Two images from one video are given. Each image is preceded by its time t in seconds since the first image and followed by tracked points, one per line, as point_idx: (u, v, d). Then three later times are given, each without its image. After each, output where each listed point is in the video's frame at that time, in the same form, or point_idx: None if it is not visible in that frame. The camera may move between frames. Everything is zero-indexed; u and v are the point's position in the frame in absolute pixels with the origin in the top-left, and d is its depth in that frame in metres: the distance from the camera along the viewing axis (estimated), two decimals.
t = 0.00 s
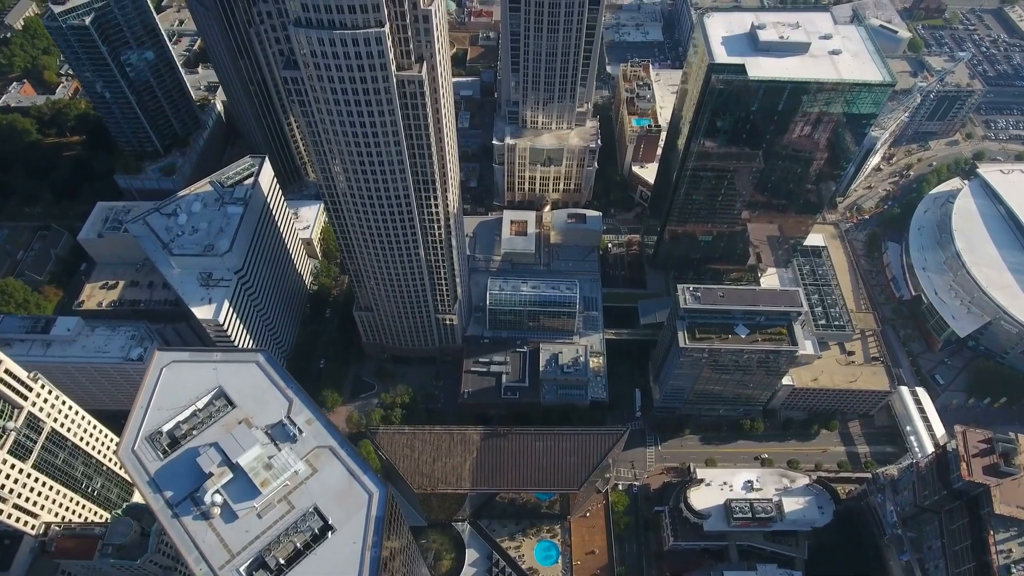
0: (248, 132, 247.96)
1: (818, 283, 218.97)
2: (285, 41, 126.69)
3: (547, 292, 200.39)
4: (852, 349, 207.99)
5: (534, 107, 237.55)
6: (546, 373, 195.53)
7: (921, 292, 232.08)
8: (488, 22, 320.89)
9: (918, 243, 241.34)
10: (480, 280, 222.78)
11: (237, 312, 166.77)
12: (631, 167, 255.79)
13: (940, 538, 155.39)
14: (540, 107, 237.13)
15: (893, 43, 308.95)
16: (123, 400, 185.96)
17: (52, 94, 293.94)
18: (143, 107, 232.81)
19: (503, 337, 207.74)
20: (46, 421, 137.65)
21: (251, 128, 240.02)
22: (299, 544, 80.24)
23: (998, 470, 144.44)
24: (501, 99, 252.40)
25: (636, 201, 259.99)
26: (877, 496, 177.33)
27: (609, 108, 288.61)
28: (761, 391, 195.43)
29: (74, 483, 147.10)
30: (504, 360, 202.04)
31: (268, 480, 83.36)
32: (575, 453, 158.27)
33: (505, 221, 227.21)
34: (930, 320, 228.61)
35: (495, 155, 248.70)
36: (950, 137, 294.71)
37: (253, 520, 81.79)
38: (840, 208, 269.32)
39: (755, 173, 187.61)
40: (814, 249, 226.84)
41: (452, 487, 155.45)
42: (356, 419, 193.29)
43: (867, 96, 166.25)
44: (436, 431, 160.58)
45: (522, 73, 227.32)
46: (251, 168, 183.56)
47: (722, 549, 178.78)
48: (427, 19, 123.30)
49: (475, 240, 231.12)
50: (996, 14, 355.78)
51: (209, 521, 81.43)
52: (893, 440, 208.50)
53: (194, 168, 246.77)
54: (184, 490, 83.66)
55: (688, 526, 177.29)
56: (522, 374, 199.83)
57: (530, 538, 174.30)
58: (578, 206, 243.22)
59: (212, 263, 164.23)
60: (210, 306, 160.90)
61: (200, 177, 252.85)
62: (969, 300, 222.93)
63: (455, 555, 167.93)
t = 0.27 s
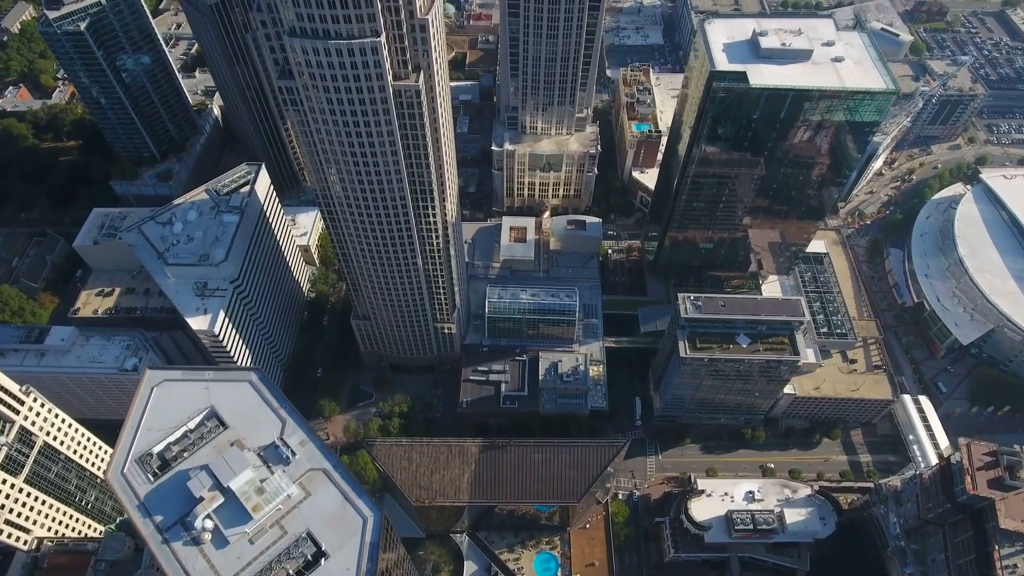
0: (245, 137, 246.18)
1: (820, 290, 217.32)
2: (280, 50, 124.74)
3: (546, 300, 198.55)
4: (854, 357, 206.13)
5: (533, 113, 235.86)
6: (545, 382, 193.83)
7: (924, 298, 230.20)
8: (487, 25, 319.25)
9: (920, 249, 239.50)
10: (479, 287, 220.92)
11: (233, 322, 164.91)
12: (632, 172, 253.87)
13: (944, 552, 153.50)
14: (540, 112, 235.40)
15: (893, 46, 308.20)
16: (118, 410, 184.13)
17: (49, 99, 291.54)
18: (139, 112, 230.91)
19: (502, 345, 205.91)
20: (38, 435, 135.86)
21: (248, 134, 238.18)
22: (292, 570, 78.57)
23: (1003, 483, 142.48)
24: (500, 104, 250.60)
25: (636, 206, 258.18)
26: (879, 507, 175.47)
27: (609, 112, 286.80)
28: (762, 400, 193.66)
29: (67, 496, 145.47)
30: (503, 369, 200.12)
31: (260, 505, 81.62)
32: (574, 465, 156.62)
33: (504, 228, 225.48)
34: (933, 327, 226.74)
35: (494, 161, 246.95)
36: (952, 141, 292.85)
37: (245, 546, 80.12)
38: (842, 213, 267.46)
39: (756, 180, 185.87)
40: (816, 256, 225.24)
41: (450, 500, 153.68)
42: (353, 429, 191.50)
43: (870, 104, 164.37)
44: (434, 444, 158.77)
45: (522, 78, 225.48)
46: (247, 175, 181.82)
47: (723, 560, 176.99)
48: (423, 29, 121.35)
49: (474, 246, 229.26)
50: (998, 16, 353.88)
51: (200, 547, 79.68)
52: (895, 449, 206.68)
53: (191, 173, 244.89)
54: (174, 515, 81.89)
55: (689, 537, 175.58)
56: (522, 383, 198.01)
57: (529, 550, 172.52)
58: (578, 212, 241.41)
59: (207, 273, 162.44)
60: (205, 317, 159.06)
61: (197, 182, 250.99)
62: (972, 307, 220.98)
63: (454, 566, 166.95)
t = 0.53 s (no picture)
0: (242, 142, 244.49)
1: (821, 297, 215.76)
2: (274, 59, 122.72)
3: (545, 308, 196.83)
4: (855, 365, 204.50)
5: (532, 118, 234.40)
6: (544, 391, 192.16)
7: (926, 305, 228.48)
8: (486, 29, 317.74)
9: (922, 255, 237.69)
10: (478, 294, 219.21)
11: (228, 332, 163.26)
12: (631, 177, 252.02)
13: (947, 565, 151.73)
14: (539, 118, 233.87)
15: (895, 49, 307.07)
16: (113, 419, 182.90)
17: (45, 103, 289.29)
18: (135, 117, 229.13)
19: (501, 353, 204.20)
20: (30, 448, 134.21)
21: (245, 139, 236.41)
22: None
23: (1008, 496, 140.65)
24: (499, 109, 248.83)
25: (636, 211, 256.45)
26: (882, 518, 173.77)
27: (609, 116, 285.01)
28: (763, 409, 192.03)
29: (61, 509, 143.83)
30: (501, 377, 198.30)
31: (252, 529, 80.20)
32: (573, 477, 155.18)
33: (503, 234, 223.96)
34: (935, 334, 225.06)
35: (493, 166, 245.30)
36: (954, 146, 291.14)
37: (236, 572, 78.72)
38: (843, 219, 265.76)
39: (757, 188, 184.34)
40: (818, 262, 223.51)
41: (447, 512, 152.03)
42: (351, 438, 189.79)
43: (873, 112, 162.55)
44: (432, 455, 157.19)
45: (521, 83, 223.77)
46: (243, 182, 180.15)
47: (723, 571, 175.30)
48: (420, 37, 119.21)
49: (473, 253, 227.58)
50: (1000, 19, 351.94)
51: (190, 572, 78.17)
52: (897, 458, 205.08)
53: (188, 179, 243.03)
54: (164, 538, 80.38)
55: (690, 548, 174.11)
56: (521, 392, 196.25)
57: (527, 561, 171.16)
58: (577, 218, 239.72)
59: (202, 282, 160.73)
60: (200, 327, 157.37)
61: (194, 187, 249.37)
62: (975, 314, 219.13)
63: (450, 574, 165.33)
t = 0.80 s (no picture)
0: (240, 148, 242.78)
1: (823, 304, 213.58)
2: (268, 69, 120.88)
3: (544, 317, 194.96)
4: (857, 374, 202.65)
5: (532, 124, 232.76)
6: (543, 401, 190.24)
7: (928, 312, 226.61)
8: (485, 32, 316.19)
9: (924, 262, 235.91)
10: (476, 301, 217.49)
11: (223, 343, 161.52)
12: (631, 183, 250.19)
13: None
14: (538, 124, 232.30)
15: (897, 53, 306.47)
16: (108, 429, 181.44)
17: (41, 108, 287.30)
18: (131, 123, 227.45)
19: (499, 361, 202.28)
20: (21, 462, 132.68)
21: (242, 145, 234.75)
22: None
23: (1013, 510, 138.93)
24: (498, 115, 247.11)
25: (635, 217, 254.64)
26: (884, 530, 171.90)
27: (609, 121, 283.29)
28: (764, 419, 190.32)
29: (53, 523, 142.08)
30: (500, 386, 196.45)
31: (242, 556, 78.71)
32: (572, 490, 153.38)
33: (502, 241, 222.15)
34: (937, 342, 223.21)
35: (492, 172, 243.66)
36: (956, 151, 289.39)
37: None
38: (844, 225, 264.02)
39: (758, 196, 182.69)
40: (820, 269, 221.65)
41: (445, 524, 150.28)
42: (348, 449, 187.89)
43: (876, 120, 160.81)
44: (429, 467, 155.68)
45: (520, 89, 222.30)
46: (239, 191, 178.39)
47: None
48: (417, 47, 117.18)
49: (472, 259, 225.84)
50: (1001, 23, 350.42)
51: None
52: (899, 467, 203.27)
53: (184, 185, 241.20)
54: (153, 565, 78.93)
55: (690, 560, 172.43)
56: (519, 402, 194.40)
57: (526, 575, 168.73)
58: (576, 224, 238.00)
59: (197, 292, 159.00)
60: (195, 338, 155.59)
61: (190, 193, 247.41)
62: (978, 322, 217.19)
63: None
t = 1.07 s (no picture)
0: (237, 153, 241.10)
1: (824, 311, 211.46)
2: (262, 79, 119.11)
3: (543, 324, 193.13)
4: (859, 382, 201.00)
5: (531, 130, 231.26)
6: (542, 409, 188.57)
7: (930, 319, 224.88)
8: (484, 35, 314.60)
9: (926, 268, 234.13)
10: (475, 308, 215.84)
11: (219, 353, 159.89)
12: (631, 188, 248.37)
13: None
14: (537, 129, 230.76)
15: (898, 56, 304.82)
16: (104, 439, 180.05)
17: (37, 112, 285.31)
18: (127, 129, 225.85)
19: (498, 369, 200.58)
20: (12, 476, 131.87)
21: (239, 150, 233.06)
22: None
23: (1017, 524, 137.30)
24: (497, 120, 245.45)
25: (635, 223, 252.95)
26: (886, 541, 170.24)
27: (609, 125, 281.54)
28: (766, 428, 188.65)
29: (48, 537, 140.59)
30: (498, 395, 194.73)
31: None
32: (571, 502, 151.83)
33: (501, 247, 220.42)
34: (939, 349, 221.56)
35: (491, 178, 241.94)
36: (958, 155, 287.66)
37: None
38: (845, 230, 262.29)
39: (759, 204, 181.09)
40: (821, 275, 219.89)
41: (442, 537, 148.45)
42: (345, 458, 186.19)
43: (878, 128, 159.00)
44: (427, 479, 154.16)
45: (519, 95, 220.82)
46: (235, 198, 176.60)
47: None
48: (413, 56, 115.32)
49: (470, 266, 224.11)
50: (1003, 25, 348.91)
51: None
52: (901, 476, 201.58)
53: (181, 190, 239.35)
54: None
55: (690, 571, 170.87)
56: (518, 410, 192.69)
57: None
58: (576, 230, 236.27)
59: (192, 302, 157.30)
60: (190, 348, 153.86)
61: (187, 199, 245.62)
62: (980, 329, 215.38)
63: None
